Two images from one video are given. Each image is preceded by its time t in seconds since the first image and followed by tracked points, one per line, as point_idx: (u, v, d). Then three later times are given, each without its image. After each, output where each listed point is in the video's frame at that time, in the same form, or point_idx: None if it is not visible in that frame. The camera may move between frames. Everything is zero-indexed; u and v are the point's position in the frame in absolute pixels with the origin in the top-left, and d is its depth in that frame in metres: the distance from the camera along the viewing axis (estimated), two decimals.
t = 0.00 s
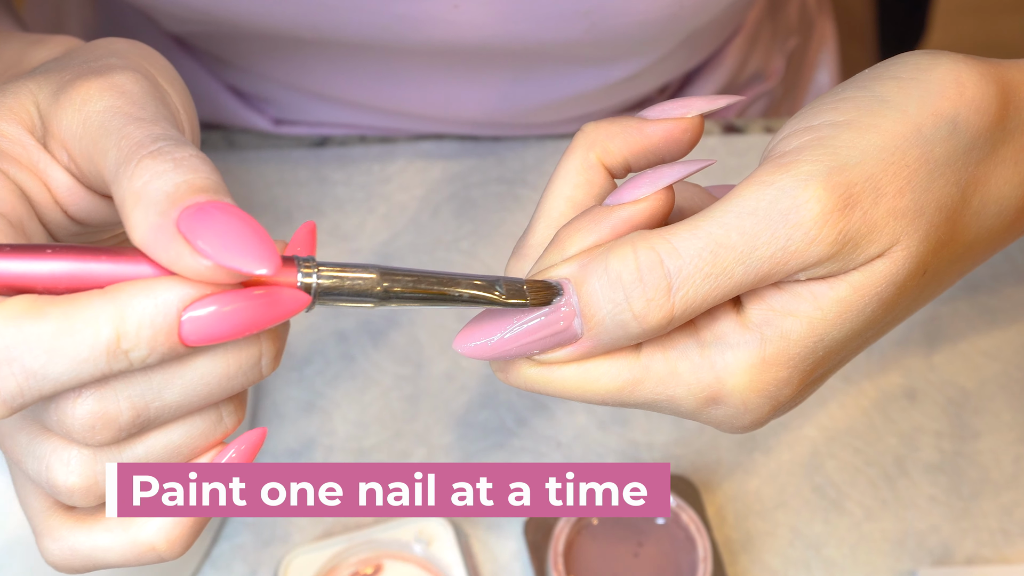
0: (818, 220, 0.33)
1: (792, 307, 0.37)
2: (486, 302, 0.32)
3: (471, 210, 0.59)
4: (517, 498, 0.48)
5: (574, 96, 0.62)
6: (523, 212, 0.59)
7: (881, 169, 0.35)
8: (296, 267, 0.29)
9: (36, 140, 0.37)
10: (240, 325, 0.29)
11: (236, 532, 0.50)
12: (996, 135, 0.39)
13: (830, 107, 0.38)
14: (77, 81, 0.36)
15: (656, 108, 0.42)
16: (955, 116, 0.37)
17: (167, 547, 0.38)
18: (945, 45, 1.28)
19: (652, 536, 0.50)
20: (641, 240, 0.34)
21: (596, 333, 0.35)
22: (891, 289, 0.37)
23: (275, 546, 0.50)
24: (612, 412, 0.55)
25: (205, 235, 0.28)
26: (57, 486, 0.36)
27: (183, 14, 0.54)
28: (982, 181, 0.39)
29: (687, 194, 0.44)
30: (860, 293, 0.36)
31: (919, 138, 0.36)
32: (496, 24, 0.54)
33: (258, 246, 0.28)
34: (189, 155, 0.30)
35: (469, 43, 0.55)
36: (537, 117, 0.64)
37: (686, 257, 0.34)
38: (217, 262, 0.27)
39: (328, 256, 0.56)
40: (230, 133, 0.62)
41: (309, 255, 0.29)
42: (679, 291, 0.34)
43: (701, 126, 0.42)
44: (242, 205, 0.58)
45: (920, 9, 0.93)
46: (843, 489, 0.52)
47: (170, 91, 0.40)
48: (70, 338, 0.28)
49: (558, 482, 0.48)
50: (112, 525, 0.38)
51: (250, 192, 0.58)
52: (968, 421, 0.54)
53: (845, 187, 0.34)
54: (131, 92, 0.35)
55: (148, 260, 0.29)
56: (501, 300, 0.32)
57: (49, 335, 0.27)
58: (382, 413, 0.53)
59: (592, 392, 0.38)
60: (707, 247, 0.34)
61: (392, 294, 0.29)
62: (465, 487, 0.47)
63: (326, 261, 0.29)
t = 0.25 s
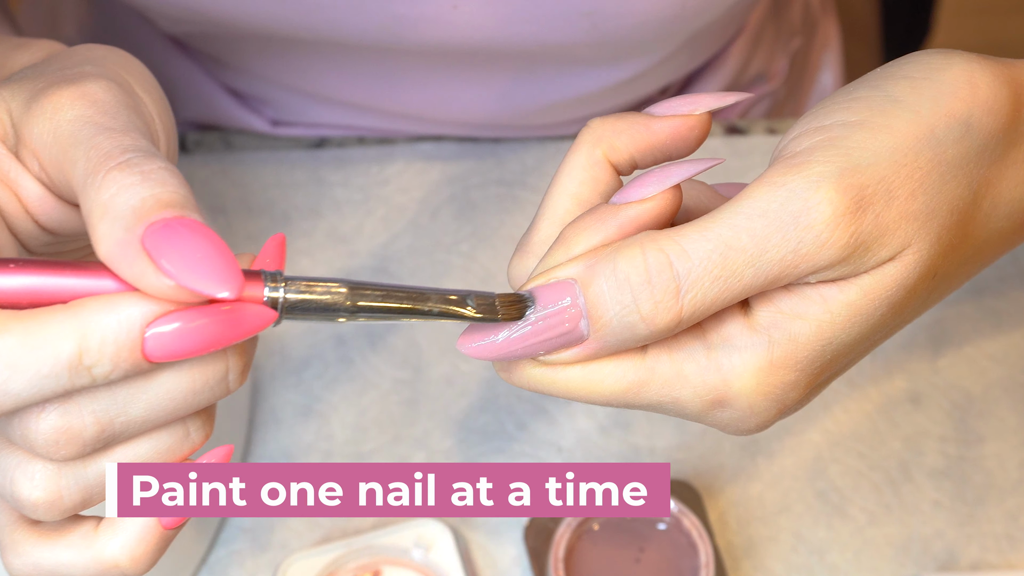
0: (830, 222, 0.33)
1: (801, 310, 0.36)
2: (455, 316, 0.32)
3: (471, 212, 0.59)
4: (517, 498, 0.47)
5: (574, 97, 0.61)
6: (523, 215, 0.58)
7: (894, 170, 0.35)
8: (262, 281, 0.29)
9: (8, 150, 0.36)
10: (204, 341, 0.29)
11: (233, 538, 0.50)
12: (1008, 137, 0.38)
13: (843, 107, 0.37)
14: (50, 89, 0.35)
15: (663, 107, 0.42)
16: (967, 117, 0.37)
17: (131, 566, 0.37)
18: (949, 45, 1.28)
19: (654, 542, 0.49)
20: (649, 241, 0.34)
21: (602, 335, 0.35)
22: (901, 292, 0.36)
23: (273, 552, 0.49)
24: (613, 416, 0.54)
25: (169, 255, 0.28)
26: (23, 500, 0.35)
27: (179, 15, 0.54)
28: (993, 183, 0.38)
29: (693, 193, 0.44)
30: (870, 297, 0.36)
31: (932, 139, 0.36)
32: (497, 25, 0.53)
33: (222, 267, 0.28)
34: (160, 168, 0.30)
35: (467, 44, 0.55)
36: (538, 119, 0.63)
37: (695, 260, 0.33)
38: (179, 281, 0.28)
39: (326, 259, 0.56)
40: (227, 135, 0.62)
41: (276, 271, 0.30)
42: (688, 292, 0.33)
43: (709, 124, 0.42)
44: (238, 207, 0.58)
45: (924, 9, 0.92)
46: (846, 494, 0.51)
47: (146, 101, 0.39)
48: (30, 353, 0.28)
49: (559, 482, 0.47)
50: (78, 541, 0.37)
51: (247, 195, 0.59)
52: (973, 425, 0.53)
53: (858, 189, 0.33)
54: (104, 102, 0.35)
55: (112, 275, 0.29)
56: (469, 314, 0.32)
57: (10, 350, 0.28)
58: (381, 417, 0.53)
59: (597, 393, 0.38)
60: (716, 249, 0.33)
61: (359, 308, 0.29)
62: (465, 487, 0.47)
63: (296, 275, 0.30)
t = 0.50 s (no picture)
0: (842, 224, 0.32)
1: (810, 313, 0.35)
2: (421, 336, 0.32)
3: (470, 215, 0.59)
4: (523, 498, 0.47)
5: (576, 95, 0.61)
6: (522, 217, 0.59)
7: (906, 173, 0.34)
8: (226, 299, 0.29)
9: None
10: (163, 361, 0.29)
11: (230, 544, 0.49)
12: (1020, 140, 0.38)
13: (855, 107, 0.37)
14: (20, 98, 0.34)
15: (670, 103, 0.41)
16: (980, 120, 0.36)
17: None
18: (952, 44, 1.28)
19: (656, 548, 0.48)
20: (658, 241, 0.33)
21: (609, 336, 0.34)
22: (911, 296, 0.36)
23: (270, 557, 0.49)
24: (615, 420, 0.54)
25: (129, 277, 0.27)
26: None
27: (176, 16, 0.53)
28: (1004, 187, 0.38)
29: (700, 190, 0.43)
30: (880, 300, 0.35)
31: (944, 142, 0.35)
32: (496, 25, 0.53)
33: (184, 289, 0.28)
34: (128, 186, 0.29)
35: (468, 43, 0.54)
36: (540, 119, 0.62)
37: (705, 261, 0.33)
38: (139, 304, 0.27)
39: (324, 262, 0.57)
40: (224, 136, 0.62)
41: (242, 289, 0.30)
42: (697, 294, 0.33)
43: (716, 120, 0.41)
44: (236, 210, 0.59)
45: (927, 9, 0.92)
46: (850, 499, 0.50)
47: (118, 110, 0.38)
48: None
49: (575, 482, 0.47)
50: (37, 559, 0.35)
51: (244, 196, 0.59)
52: (978, 430, 0.53)
53: (871, 191, 0.33)
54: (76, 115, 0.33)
55: (73, 292, 0.29)
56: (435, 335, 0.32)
57: None
58: (379, 421, 0.52)
59: (602, 394, 0.37)
60: (726, 251, 0.33)
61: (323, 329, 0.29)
62: (481, 488, 0.46)
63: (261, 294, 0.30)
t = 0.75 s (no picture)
0: (856, 237, 0.32)
1: (823, 326, 0.35)
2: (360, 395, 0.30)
3: (470, 217, 0.59)
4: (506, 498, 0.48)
5: (580, 99, 0.60)
6: (522, 219, 0.59)
7: (918, 184, 0.34)
8: (159, 348, 0.29)
9: None
10: (85, 413, 0.28)
11: (228, 550, 0.48)
12: None
13: (865, 117, 0.36)
14: None
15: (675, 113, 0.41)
16: (991, 130, 0.36)
17: None
18: (956, 44, 1.28)
19: (658, 554, 0.48)
20: (668, 255, 0.33)
21: (619, 352, 0.34)
22: (924, 308, 0.35)
23: (268, 562, 0.48)
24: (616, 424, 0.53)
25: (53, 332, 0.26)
26: None
27: (174, 21, 0.53)
28: (1014, 197, 0.38)
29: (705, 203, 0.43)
30: (893, 313, 0.35)
31: (955, 153, 0.35)
32: (494, 30, 0.52)
33: (105, 347, 0.27)
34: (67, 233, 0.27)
35: (467, 48, 0.53)
36: (540, 124, 0.62)
37: (716, 275, 0.32)
38: (57, 358, 0.26)
39: (322, 265, 0.57)
40: (222, 138, 0.61)
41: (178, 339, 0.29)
42: (708, 309, 0.32)
43: (722, 133, 0.40)
44: (233, 211, 0.58)
45: (930, 10, 0.91)
46: (853, 504, 0.50)
47: (80, 137, 0.35)
48: None
49: (670, 482, 0.48)
50: None
51: (242, 198, 0.59)
52: (982, 434, 0.52)
53: (884, 203, 0.32)
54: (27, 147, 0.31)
55: None
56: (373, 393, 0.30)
57: None
58: (378, 425, 0.52)
59: (612, 411, 0.36)
60: (738, 264, 0.32)
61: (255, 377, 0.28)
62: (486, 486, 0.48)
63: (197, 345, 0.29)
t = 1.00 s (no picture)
0: (858, 284, 0.31)
1: (831, 372, 0.34)
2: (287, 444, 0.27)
3: (470, 220, 0.59)
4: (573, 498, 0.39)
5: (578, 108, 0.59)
6: (522, 222, 0.59)
7: (920, 228, 0.33)
8: (76, 393, 0.27)
9: None
10: None
11: (224, 556, 0.47)
12: None
13: (864, 161, 0.35)
14: None
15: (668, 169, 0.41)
16: (991, 168, 0.35)
17: None
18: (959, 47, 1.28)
19: (660, 559, 0.47)
20: (672, 310, 0.32)
21: (628, 409, 0.33)
22: (933, 349, 0.34)
23: (264, 569, 0.47)
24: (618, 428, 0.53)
25: None
26: None
27: (171, 30, 0.53)
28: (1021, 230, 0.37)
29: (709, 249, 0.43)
30: (902, 357, 0.34)
31: (956, 193, 0.34)
32: (489, 38, 0.52)
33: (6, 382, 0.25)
34: None
35: (460, 58, 0.53)
36: (540, 134, 0.60)
37: (720, 328, 0.32)
38: None
39: (321, 267, 0.57)
40: (219, 139, 0.61)
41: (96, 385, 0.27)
42: (714, 361, 0.32)
43: (716, 183, 0.41)
44: (230, 213, 0.58)
45: (933, 12, 0.91)
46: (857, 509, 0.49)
47: (25, 151, 0.32)
48: None
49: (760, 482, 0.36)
50: None
51: (239, 201, 0.59)
52: (988, 439, 0.52)
53: (884, 248, 0.32)
54: None
55: None
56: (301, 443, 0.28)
57: None
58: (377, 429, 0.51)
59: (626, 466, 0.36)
60: (741, 315, 0.31)
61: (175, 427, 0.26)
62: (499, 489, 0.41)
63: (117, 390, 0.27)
